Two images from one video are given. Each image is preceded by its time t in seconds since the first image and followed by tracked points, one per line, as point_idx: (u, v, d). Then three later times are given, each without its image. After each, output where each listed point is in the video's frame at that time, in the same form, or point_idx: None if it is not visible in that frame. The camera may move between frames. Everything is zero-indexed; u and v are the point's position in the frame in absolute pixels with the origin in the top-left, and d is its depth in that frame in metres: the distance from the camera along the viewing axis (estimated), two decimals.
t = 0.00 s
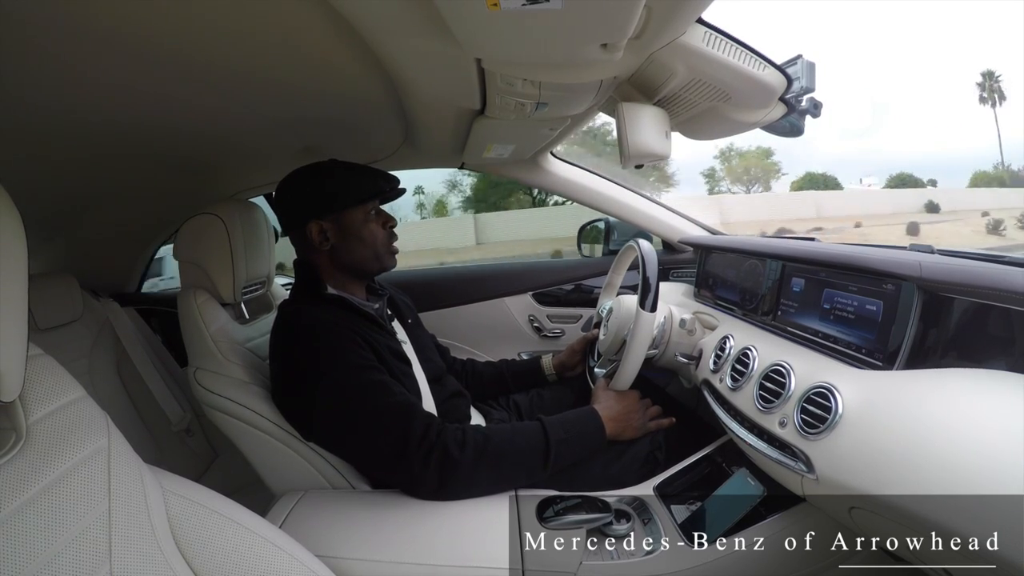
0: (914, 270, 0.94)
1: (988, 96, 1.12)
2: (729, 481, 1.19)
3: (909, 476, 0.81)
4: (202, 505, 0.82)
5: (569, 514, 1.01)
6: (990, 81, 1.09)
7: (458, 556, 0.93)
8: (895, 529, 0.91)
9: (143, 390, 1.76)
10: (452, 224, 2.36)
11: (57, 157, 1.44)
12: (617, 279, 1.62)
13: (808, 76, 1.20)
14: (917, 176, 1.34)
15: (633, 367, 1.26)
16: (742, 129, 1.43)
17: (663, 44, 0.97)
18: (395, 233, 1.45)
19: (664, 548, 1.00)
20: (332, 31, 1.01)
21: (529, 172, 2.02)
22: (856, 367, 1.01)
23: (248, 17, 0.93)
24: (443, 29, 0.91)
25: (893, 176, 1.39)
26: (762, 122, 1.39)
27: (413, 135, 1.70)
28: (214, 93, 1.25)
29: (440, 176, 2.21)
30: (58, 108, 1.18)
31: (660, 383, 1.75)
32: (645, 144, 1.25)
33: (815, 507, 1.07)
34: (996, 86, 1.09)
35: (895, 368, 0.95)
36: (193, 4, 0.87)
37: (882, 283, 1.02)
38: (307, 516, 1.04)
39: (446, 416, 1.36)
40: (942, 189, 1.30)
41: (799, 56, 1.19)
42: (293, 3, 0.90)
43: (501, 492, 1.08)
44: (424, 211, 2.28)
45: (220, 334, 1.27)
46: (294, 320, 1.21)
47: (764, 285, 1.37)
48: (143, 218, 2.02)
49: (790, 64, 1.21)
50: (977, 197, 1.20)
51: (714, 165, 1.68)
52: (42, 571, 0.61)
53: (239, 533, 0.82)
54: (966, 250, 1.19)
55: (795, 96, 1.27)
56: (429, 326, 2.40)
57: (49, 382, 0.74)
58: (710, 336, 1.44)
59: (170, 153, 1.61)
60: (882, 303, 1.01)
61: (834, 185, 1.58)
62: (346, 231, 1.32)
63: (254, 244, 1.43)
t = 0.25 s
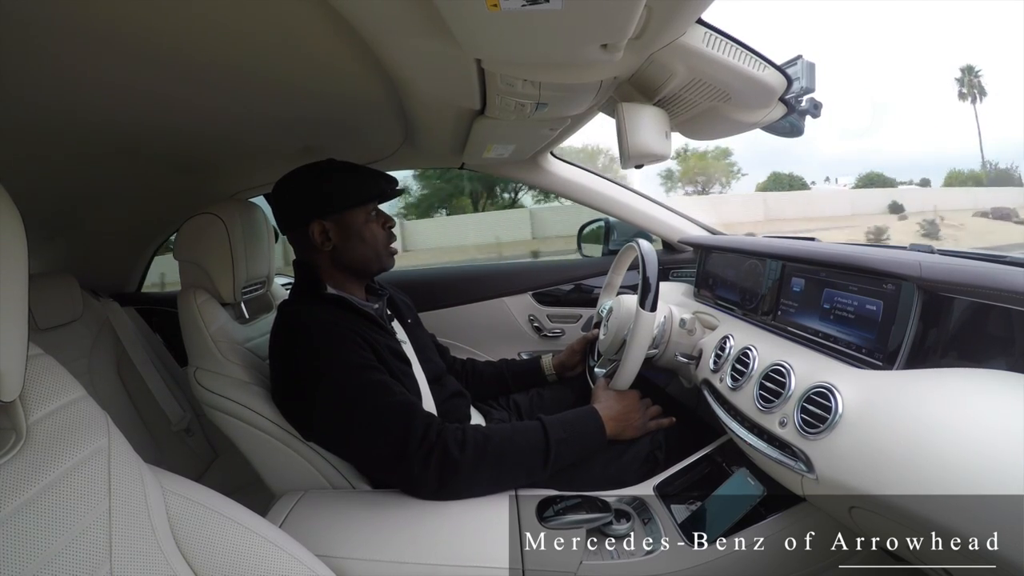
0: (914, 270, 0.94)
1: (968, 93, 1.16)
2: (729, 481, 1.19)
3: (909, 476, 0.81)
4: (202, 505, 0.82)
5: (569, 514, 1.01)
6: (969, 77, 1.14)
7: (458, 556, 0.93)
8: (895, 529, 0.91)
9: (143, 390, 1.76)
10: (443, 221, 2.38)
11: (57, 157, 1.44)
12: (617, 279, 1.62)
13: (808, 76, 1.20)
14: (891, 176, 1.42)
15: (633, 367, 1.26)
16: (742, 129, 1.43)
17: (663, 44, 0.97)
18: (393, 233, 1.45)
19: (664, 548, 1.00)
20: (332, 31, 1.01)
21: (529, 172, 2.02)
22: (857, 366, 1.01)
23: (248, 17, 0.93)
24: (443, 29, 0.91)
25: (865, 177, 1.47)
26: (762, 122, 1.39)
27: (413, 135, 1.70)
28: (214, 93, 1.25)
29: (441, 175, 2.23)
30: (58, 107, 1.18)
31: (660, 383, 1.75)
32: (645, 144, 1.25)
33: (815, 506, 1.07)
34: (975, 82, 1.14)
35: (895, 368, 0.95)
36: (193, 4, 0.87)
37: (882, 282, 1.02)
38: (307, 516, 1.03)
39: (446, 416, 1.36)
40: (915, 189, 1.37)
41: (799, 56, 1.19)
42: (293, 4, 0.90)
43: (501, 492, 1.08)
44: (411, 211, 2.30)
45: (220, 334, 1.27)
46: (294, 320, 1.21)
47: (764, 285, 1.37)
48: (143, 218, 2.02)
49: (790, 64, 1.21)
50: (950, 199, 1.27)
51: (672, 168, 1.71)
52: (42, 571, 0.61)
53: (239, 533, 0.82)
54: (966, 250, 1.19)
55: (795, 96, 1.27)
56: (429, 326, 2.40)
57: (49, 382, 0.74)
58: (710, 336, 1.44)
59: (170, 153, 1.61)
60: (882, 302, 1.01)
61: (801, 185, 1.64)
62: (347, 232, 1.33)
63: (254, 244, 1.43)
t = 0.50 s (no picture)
0: (914, 270, 0.94)
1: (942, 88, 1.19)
2: (729, 480, 1.19)
3: (909, 476, 0.81)
4: (202, 505, 0.82)
5: (569, 514, 1.01)
6: (943, 72, 1.17)
7: (458, 556, 0.93)
8: (895, 529, 0.91)
9: (143, 390, 1.76)
10: (444, 224, 2.39)
11: (57, 157, 1.44)
12: (617, 279, 1.62)
13: (808, 76, 1.20)
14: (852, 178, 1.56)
15: (633, 367, 1.26)
16: (742, 129, 1.43)
17: (663, 44, 0.97)
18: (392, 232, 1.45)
19: (664, 548, 1.00)
20: (332, 31, 1.01)
21: (528, 172, 2.02)
22: (857, 367, 1.01)
23: (248, 17, 0.93)
24: (443, 28, 0.90)
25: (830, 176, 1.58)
26: (762, 122, 1.39)
27: (413, 135, 1.70)
28: (214, 93, 1.25)
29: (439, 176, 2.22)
30: (58, 108, 1.18)
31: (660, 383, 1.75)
32: (645, 144, 1.25)
33: (815, 506, 1.07)
34: (949, 77, 1.17)
35: (895, 368, 0.95)
36: (192, 4, 0.87)
37: (882, 282, 1.02)
38: (307, 516, 1.03)
39: (446, 416, 1.36)
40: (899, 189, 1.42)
41: (799, 56, 1.19)
42: (293, 3, 0.90)
43: (501, 492, 1.08)
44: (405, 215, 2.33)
45: (220, 334, 1.27)
46: (294, 319, 1.21)
47: (764, 285, 1.37)
48: (143, 218, 2.02)
49: (790, 64, 1.21)
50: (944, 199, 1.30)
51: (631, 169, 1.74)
52: (42, 572, 0.61)
53: (239, 533, 0.82)
54: (966, 250, 1.19)
55: (795, 95, 1.27)
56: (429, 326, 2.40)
57: (49, 382, 0.74)
58: (710, 336, 1.44)
59: (170, 153, 1.61)
60: (882, 303, 1.01)
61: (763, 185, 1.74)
62: (343, 232, 1.32)
63: (254, 244, 1.43)
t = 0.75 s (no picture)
0: (914, 270, 0.94)
1: (918, 86, 1.24)
2: (729, 480, 1.19)
3: (909, 476, 0.81)
4: (202, 505, 0.82)
5: (569, 514, 1.00)
6: (917, 68, 1.21)
7: (458, 555, 0.93)
8: (895, 528, 0.91)
9: (143, 390, 1.76)
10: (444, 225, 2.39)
11: (57, 156, 1.44)
12: (617, 279, 1.62)
13: (808, 76, 1.20)
14: (812, 178, 1.66)
15: (633, 367, 1.27)
16: (742, 129, 1.43)
17: (663, 44, 0.97)
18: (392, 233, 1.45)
19: (664, 548, 1.00)
20: (332, 31, 1.01)
21: (528, 172, 2.02)
22: (857, 366, 1.01)
23: (248, 17, 0.93)
24: (443, 29, 0.90)
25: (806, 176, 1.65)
26: (762, 122, 1.39)
27: (413, 136, 1.70)
28: (214, 93, 1.25)
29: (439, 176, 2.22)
30: (58, 108, 1.18)
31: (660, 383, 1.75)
32: (645, 144, 1.25)
33: (815, 506, 1.07)
34: (923, 74, 1.21)
35: (895, 368, 0.95)
36: (192, 4, 0.87)
37: (882, 282, 1.02)
38: (307, 516, 1.03)
39: (446, 416, 1.36)
40: (883, 188, 1.49)
41: (799, 56, 1.19)
42: (293, 4, 0.90)
43: (501, 492, 1.08)
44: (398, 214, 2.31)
45: (220, 334, 1.27)
46: (294, 319, 1.21)
47: (764, 285, 1.37)
48: (143, 218, 2.02)
49: (790, 64, 1.21)
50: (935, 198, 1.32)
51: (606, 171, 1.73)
52: (42, 571, 0.61)
53: (239, 533, 0.82)
54: (966, 250, 1.19)
55: (795, 96, 1.27)
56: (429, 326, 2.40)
57: (49, 382, 0.74)
58: (710, 336, 1.44)
59: (170, 153, 1.61)
60: (882, 303, 1.01)
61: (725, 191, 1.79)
62: (339, 232, 1.32)
63: (254, 244, 1.43)
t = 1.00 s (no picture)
0: (914, 270, 0.94)
1: (887, 81, 1.27)
2: (729, 480, 1.19)
3: (910, 476, 0.81)
4: (203, 505, 0.82)
5: (569, 514, 1.00)
6: (886, 63, 1.24)
7: (458, 555, 0.93)
8: (895, 529, 0.91)
9: (143, 389, 1.76)
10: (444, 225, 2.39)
11: (57, 156, 1.44)
12: (617, 279, 1.62)
13: (808, 76, 1.20)
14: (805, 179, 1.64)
15: (633, 367, 1.27)
16: (742, 129, 1.43)
17: (663, 44, 0.97)
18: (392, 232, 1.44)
19: (664, 548, 1.00)
20: (333, 31, 1.01)
21: (529, 172, 2.02)
22: (857, 367, 1.01)
23: (248, 17, 0.93)
24: (443, 28, 0.90)
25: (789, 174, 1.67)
26: (762, 122, 1.39)
27: (413, 135, 1.70)
28: (214, 93, 1.25)
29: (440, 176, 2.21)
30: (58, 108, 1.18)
31: (660, 383, 1.75)
32: (645, 143, 1.25)
33: (815, 506, 1.07)
34: (890, 68, 1.25)
35: (895, 368, 0.95)
36: (193, 4, 0.87)
37: (882, 283, 1.02)
38: (308, 516, 1.03)
39: (446, 416, 1.36)
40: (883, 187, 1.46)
41: (799, 56, 1.19)
42: (293, 3, 0.90)
43: (501, 492, 1.08)
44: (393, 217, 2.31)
45: (220, 333, 1.27)
46: (294, 319, 1.21)
47: (764, 285, 1.37)
48: (143, 218, 2.02)
49: (790, 64, 1.21)
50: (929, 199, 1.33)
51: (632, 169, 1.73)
52: (42, 571, 0.61)
53: (239, 533, 0.82)
54: (967, 250, 1.19)
55: (795, 95, 1.27)
56: (429, 326, 2.40)
57: (49, 381, 0.74)
58: (710, 336, 1.44)
59: (170, 153, 1.61)
60: (883, 303, 1.01)
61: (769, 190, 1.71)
62: (337, 232, 1.32)
63: (254, 244, 1.43)
